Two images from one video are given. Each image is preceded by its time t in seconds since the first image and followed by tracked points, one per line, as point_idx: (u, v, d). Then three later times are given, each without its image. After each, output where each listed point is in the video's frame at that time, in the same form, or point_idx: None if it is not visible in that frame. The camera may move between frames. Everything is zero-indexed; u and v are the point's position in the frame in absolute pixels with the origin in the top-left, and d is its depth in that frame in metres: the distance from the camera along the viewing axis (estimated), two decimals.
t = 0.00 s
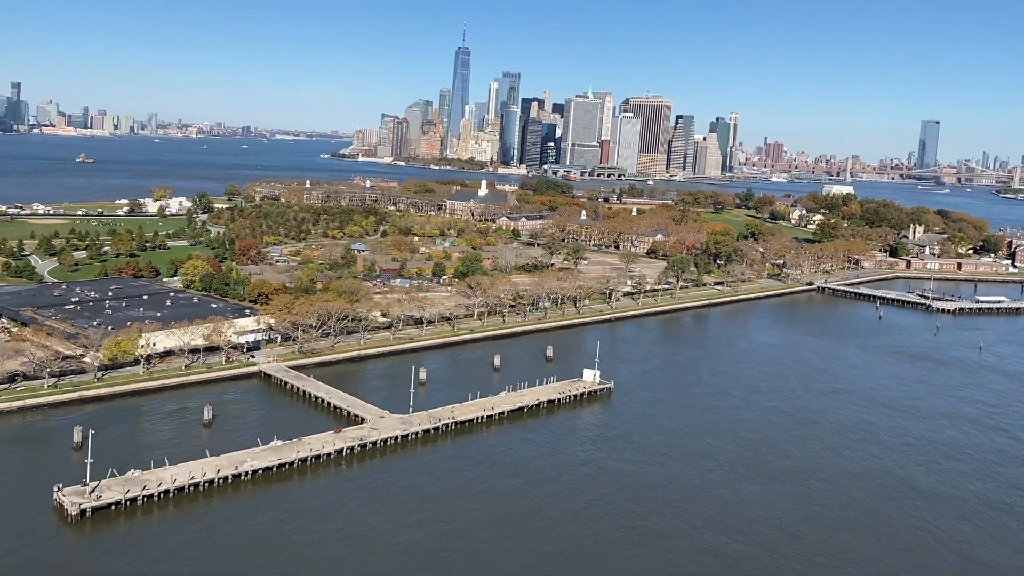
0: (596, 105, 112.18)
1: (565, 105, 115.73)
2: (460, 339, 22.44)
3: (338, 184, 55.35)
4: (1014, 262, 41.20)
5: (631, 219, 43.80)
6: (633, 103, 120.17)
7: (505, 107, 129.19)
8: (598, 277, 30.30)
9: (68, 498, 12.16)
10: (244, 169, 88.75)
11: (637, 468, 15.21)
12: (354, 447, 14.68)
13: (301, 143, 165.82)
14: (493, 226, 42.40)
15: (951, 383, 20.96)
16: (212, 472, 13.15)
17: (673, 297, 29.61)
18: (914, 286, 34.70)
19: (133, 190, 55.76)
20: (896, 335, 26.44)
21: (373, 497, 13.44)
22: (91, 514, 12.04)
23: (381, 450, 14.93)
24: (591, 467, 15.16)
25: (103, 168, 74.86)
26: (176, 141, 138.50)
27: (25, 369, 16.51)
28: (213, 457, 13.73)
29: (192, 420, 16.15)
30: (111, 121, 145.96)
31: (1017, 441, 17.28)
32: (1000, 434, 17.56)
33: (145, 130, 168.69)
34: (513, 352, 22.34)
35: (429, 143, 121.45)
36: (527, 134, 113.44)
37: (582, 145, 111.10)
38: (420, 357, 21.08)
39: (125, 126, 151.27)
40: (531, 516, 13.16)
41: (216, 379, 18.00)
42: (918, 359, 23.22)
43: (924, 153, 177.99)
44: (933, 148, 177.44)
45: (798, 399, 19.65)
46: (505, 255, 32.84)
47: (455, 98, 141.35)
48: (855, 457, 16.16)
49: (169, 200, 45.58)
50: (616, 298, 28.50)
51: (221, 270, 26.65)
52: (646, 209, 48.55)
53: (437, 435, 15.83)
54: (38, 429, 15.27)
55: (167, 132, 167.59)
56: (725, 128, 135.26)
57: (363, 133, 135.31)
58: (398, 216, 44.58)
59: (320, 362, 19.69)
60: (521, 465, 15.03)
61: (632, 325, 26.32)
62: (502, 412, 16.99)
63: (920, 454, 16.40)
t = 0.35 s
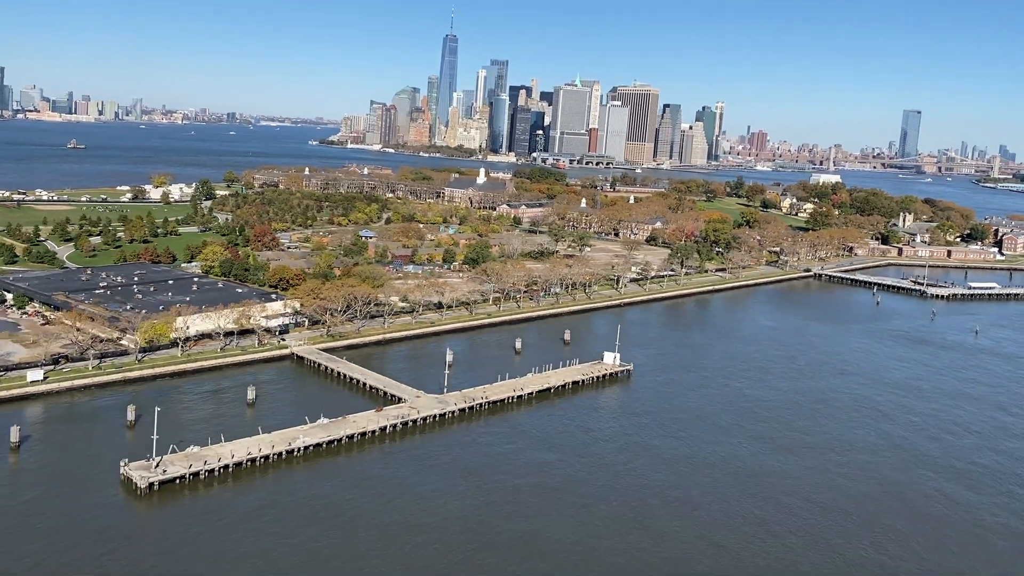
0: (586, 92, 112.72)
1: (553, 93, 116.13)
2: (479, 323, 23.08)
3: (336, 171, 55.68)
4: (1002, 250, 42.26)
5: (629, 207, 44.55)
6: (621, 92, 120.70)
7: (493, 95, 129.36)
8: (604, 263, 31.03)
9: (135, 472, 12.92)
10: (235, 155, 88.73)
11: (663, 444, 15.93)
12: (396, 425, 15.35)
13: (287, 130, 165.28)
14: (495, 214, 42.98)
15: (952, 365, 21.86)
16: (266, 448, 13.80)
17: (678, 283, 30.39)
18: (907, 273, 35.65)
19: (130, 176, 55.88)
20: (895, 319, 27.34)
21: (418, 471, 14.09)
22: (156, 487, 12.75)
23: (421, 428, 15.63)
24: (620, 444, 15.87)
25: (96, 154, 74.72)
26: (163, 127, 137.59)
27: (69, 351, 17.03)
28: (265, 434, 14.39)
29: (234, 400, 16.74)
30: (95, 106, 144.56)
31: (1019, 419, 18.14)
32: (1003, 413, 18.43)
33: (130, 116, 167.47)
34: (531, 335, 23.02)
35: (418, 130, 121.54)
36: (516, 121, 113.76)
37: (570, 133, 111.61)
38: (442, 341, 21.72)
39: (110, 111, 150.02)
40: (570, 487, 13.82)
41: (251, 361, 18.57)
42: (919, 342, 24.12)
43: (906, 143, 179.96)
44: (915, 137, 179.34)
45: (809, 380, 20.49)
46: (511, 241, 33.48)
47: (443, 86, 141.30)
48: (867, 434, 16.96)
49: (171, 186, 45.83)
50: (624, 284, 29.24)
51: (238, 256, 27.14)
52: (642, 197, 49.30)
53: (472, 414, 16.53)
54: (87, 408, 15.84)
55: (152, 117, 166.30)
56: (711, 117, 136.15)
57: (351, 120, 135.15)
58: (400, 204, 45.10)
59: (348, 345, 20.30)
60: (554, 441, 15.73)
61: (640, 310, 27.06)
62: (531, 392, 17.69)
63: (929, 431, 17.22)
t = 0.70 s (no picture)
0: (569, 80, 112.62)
1: (539, 81, 116.32)
2: (495, 308, 23.70)
3: (330, 159, 55.84)
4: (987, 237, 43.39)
5: (625, 195, 45.23)
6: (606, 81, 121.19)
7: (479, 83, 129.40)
8: (607, 250, 31.71)
9: (193, 451, 13.56)
10: (222, 143, 88.37)
11: (686, 422, 16.64)
12: (432, 405, 16.01)
13: (270, 117, 164.29)
14: (492, 201, 43.49)
15: (950, 348, 22.77)
16: (313, 427, 14.44)
17: (680, 269, 31.14)
18: (898, 261, 36.61)
19: (123, 163, 55.73)
20: (891, 305, 28.22)
21: (457, 448, 14.71)
22: (214, 464, 13.39)
23: (456, 408, 16.31)
24: (645, 422, 16.56)
25: (83, 140, 74.22)
26: (145, 113, 136.21)
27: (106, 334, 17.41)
28: (310, 414, 15.02)
29: (270, 382, 17.25)
30: (75, 92, 142.74)
31: (1018, 398, 19.03)
32: (1003, 392, 19.32)
33: (110, 102, 165.71)
34: (545, 320, 23.66)
35: (404, 118, 121.47)
36: (502, 109, 113.95)
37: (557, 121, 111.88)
38: (461, 325, 22.35)
39: (90, 98, 148.26)
40: (604, 461, 14.49)
41: (282, 344, 19.06)
42: (916, 327, 25.01)
43: (885, 132, 182.04)
44: (894, 127, 181.40)
45: (816, 362, 21.32)
46: (514, 229, 34.05)
47: (428, 73, 141.08)
48: (878, 411, 17.75)
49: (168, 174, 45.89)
50: (628, 270, 29.94)
51: (251, 243, 27.54)
52: (636, 185, 49.95)
53: (502, 394, 17.20)
54: (130, 390, 16.27)
55: (133, 104, 164.54)
56: (695, 106, 137.01)
57: (335, 107, 134.67)
58: (398, 192, 45.44)
59: (372, 330, 20.88)
60: (582, 420, 16.39)
61: (646, 295, 27.73)
62: (555, 374, 18.34)
63: (935, 409, 18.04)
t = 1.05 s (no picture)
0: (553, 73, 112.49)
1: (524, 74, 116.69)
2: (507, 298, 24.34)
3: (323, 150, 56.10)
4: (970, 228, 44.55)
5: (618, 187, 45.98)
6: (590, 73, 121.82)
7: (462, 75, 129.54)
8: (608, 241, 32.44)
9: (243, 433, 14.21)
10: (209, 134, 88.08)
11: (703, 405, 17.39)
12: (462, 389, 16.71)
13: (251, 108, 163.34)
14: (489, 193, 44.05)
15: (944, 335, 23.73)
16: (354, 410, 15.14)
17: (679, 259, 31.94)
18: (886, 252, 37.64)
19: (116, 155, 55.73)
20: (884, 293, 29.17)
21: (491, 430, 15.39)
22: (265, 446, 14.08)
23: (485, 392, 16.99)
24: (664, 404, 17.30)
25: (69, 131, 73.78)
26: (126, 104, 135.11)
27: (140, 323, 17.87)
28: (349, 398, 15.71)
29: (302, 368, 17.81)
30: (54, 82, 141.12)
31: (1012, 380, 19.99)
32: (997, 375, 20.26)
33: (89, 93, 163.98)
34: (556, 308, 24.34)
35: (388, 109, 121.47)
36: (487, 101, 114.26)
37: (541, 113, 112.35)
38: (476, 314, 22.96)
39: (69, 89, 146.69)
40: (631, 441, 15.21)
41: (308, 333, 19.60)
42: (910, 314, 25.96)
43: (863, 125, 184.27)
44: (871, 120, 183.63)
45: (819, 346, 22.19)
46: (515, 220, 34.69)
47: (412, 65, 140.94)
48: (883, 391, 18.59)
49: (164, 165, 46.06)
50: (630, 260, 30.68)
51: (262, 235, 27.96)
52: (628, 178, 50.74)
53: (527, 379, 17.89)
54: (168, 377, 16.81)
55: (112, 95, 162.92)
56: (677, 99, 137.94)
57: (318, 98, 134.39)
58: (395, 184, 45.84)
59: (392, 319, 21.46)
60: (605, 403, 17.10)
61: (650, 285, 28.43)
62: (575, 359, 19.05)
63: (936, 392, 18.93)
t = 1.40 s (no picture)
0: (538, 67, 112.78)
1: (507, 69, 117.06)
2: (517, 290, 24.94)
3: (315, 145, 56.27)
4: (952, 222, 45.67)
5: (610, 181, 46.64)
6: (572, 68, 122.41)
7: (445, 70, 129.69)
8: (608, 234, 33.09)
9: (289, 420, 14.80)
10: (193, 129, 87.67)
11: (718, 391, 18.12)
12: (489, 377, 17.37)
13: (232, 103, 162.42)
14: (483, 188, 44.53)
15: (937, 324, 24.66)
16: (391, 397, 15.77)
17: (678, 253, 32.66)
18: (873, 245, 38.59)
19: (106, 150, 55.60)
20: (877, 284, 30.08)
21: (521, 415, 16.04)
22: (310, 432, 14.66)
23: (511, 380, 17.65)
24: (681, 391, 18.02)
25: (54, 126, 73.25)
26: (105, 99, 133.94)
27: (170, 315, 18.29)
28: (384, 386, 16.32)
29: (331, 357, 18.33)
30: (31, 75, 139.37)
31: (1007, 365, 20.88)
32: (992, 360, 21.17)
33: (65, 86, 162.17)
34: (565, 299, 24.97)
35: (371, 104, 121.37)
36: (470, 96, 114.53)
37: (524, 108, 112.44)
38: (489, 306, 23.53)
39: (46, 82, 144.96)
40: (655, 425, 15.92)
41: (331, 324, 20.12)
42: (904, 304, 26.87)
43: (840, 120, 186.60)
44: (848, 116, 186.11)
45: (822, 333, 23.01)
46: (515, 215, 35.22)
47: (394, 59, 140.84)
48: (888, 375, 19.44)
49: (159, 161, 46.17)
50: (630, 253, 31.36)
51: (269, 229, 28.31)
52: (619, 173, 51.43)
53: (548, 368, 18.56)
54: (202, 367, 17.27)
55: (89, 88, 161.18)
56: (658, 94, 138.88)
57: (300, 93, 133.92)
58: (390, 179, 46.23)
59: (410, 311, 22.00)
60: (624, 390, 17.77)
61: (652, 278, 29.13)
62: (593, 349, 19.71)
63: (936, 374, 19.79)
